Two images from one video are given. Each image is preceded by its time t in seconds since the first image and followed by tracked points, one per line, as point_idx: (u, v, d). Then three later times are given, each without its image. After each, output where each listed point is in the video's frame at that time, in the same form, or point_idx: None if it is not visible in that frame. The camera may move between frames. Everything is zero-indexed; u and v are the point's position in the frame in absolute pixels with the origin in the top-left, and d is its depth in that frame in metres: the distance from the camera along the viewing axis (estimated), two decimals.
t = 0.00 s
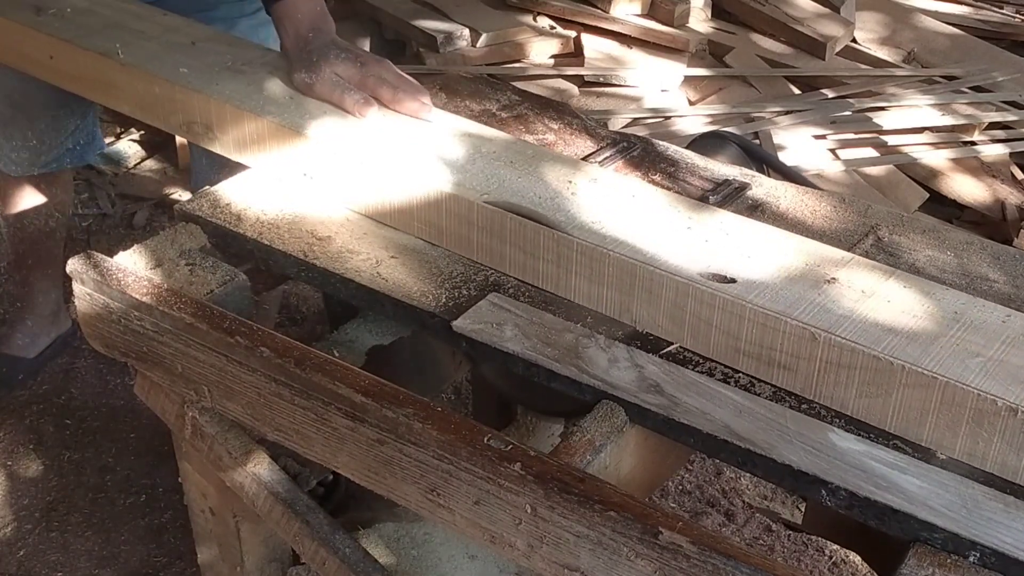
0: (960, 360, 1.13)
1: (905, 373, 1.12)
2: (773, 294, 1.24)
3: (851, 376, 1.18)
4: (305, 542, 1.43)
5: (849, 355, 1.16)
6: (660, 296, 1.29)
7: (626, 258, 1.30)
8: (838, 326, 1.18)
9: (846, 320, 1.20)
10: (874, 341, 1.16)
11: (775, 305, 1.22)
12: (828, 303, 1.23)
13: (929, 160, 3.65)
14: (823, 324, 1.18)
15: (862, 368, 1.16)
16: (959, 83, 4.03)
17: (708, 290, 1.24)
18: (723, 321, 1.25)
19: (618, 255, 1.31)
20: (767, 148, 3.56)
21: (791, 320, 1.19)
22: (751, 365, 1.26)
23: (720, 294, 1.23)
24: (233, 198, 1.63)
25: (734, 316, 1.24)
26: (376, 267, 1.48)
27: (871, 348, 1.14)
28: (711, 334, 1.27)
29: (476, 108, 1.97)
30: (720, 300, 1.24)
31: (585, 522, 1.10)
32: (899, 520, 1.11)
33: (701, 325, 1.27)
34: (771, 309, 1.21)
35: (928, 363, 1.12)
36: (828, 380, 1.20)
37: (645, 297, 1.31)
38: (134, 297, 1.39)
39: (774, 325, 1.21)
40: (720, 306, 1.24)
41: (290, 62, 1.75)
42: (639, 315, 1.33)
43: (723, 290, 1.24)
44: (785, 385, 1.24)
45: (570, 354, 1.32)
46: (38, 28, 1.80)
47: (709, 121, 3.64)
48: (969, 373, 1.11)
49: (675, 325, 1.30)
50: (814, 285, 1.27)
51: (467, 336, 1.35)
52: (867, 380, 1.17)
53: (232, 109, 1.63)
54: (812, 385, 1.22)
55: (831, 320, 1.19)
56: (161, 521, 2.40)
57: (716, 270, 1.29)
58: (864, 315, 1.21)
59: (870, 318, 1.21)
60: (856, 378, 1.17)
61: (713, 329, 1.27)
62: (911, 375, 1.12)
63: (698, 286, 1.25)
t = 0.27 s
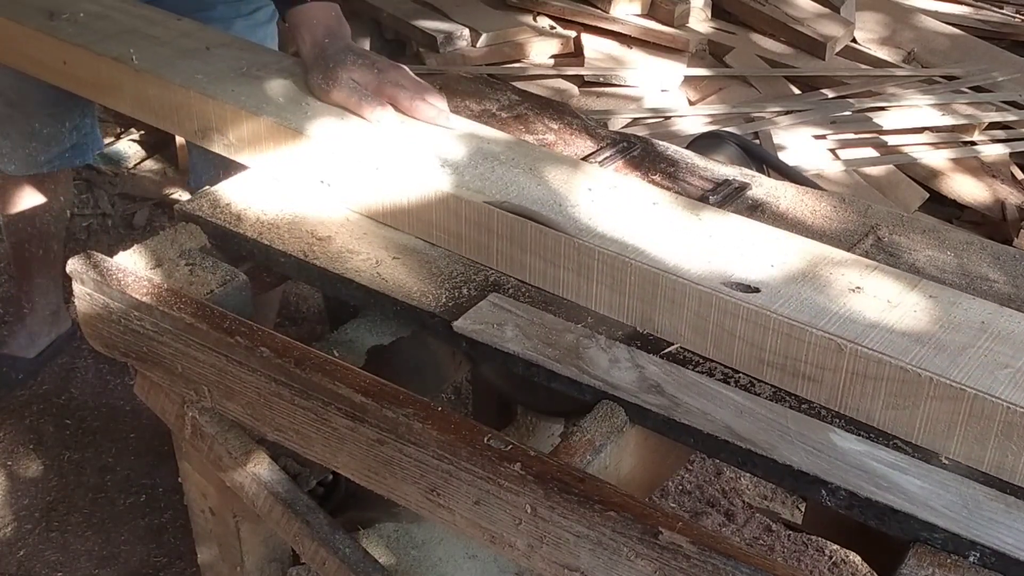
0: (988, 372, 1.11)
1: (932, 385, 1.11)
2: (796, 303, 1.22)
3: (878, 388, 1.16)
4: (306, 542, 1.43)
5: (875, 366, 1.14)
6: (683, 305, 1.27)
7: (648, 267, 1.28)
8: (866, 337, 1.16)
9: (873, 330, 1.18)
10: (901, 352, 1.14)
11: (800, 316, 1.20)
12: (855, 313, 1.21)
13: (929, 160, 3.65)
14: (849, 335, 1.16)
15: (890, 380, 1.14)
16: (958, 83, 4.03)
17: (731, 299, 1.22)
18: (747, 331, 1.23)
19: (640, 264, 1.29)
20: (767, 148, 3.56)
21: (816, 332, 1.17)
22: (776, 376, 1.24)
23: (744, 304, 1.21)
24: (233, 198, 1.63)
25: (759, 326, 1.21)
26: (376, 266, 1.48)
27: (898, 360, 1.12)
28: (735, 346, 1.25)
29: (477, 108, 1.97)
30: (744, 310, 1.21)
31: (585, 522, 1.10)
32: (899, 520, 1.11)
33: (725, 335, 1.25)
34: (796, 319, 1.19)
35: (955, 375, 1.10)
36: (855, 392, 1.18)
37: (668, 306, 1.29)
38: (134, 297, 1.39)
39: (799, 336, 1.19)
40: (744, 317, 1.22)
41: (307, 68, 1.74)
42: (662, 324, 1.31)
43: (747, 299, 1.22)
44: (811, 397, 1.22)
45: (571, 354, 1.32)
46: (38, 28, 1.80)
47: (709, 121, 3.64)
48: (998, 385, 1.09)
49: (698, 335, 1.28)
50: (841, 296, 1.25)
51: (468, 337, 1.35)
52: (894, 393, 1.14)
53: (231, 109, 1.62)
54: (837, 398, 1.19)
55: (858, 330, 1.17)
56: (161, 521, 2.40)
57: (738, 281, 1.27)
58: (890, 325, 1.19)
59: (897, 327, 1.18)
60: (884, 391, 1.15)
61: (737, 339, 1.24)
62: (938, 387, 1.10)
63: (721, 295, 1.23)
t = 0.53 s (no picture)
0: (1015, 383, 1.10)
1: (959, 396, 1.09)
2: (820, 312, 1.21)
3: (903, 398, 1.15)
4: (306, 542, 1.43)
5: (900, 376, 1.13)
6: (705, 314, 1.26)
7: (669, 275, 1.27)
8: (890, 346, 1.15)
9: (898, 339, 1.17)
10: (926, 362, 1.13)
11: (824, 325, 1.19)
12: (879, 322, 1.20)
13: (929, 160, 3.65)
14: (875, 345, 1.15)
15: (915, 390, 1.13)
16: (958, 83, 4.03)
17: (755, 308, 1.21)
18: (770, 340, 1.22)
19: (661, 272, 1.28)
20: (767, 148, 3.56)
21: (841, 341, 1.16)
22: (799, 386, 1.23)
23: (767, 313, 1.20)
24: (233, 198, 1.63)
25: (783, 335, 1.21)
26: (376, 266, 1.48)
27: (924, 370, 1.11)
28: (758, 355, 1.24)
29: (477, 108, 1.97)
30: (768, 318, 1.20)
31: (585, 522, 1.10)
32: (899, 520, 1.11)
33: (748, 344, 1.24)
34: (820, 329, 1.18)
35: (983, 385, 1.09)
36: (879, 402, 1.17)
37: (689, 314, 1.28)
38: (134, 298, 1.39)
39: (823, 345, 1.18)
40: (767, 325, 1.21)
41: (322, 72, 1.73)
42: (683, 332, 1.31)
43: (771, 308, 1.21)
44: (833, 406, 1.21)
45: (571, 354, 1.32)
46: (38, 28, 1.80)
47: (709, 121, 3.64)
48: None
49: (720, 344, 1.27)
50: (865, 304, 1.24)
51: (468, 337, 1.35)
52: (919, 403, 1.13)
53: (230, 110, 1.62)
54: (861, 407, 1.19)
55: (883, 339, 1.16)
56: (161, 521, 2.40)
57: (761, 289, 1.26)
58: (915, 334, 1.18)
59: (922, 337, 1.17)
60: (908, 401, 1.14)
61: (760, 348, 1.24)
62: (965, 398, 1.09)
63: (744, 304, 1.22)
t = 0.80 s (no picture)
0: None
1: (990, 408, 1.09)
2: (846, 321, 1.21)
3: (931, 411, 1.15)
4: (306, 542, 1.43)
5: (930, 388, 1.13)
6: (729, 323, 1.26)
7: (693, 284, 1.27)
8: (920, 357, 1.14)
9: (926, 349, 1.16)
10: (957, 373, 1.12)
11: (852, 335, 1.18)
12: (907, 331, 1.20)
13: (930, 160, 3.65)
14: (903, 356, 1.15)
15: (944, 402, 1.13)
16: (959, 83, 4.03)
17: (780, 318, 1.21)
18: (796, 350, 1.22)
19: (685, 281, 1.27)
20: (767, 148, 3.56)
21: (869, 352, 1.15)
22: (825, 397, 1.23)
23: (793, 323, 1.20)
24: (233, 198, 1.63)
25: (809, 346, 1.20)
26: (376, 266, 1.48)
27: (956, 382, 1.11)
28: (783, 364, 1.25)
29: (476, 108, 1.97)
30: (794, 328, 1.20)
31: (585, 522, 1.10)
32: (898, 520, 1.12)
33: (773, 354, 1.25)
34: (848, 339, 1.17)
35: (1014, 397, 1.08)
36: (907, 414, 1.17)
37: (713, 324, 1.28)
38: (134, 298, 1.39)
39: (850, 356, 1.17)
40: (794, 336, 1.21)
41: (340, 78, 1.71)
42: (707, 341, 1.31)
43: (798, 319, 1.20)
44: (861, 417, 1.21)
45: (571, 354, 1.32)
46: (38, 28, 1.81)
47: (709, 121, 3.64)
48: None
49: (745, 353, 1.28)
50: (894, 312, 1.23)
51: (469, 338, 1.35)
52: (949, 415, 1.13)
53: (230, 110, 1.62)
54: (889, 418, 1.19)
55: (910, 350, 1.16)
56: (161, 520, 2.40)
57: (787, 298, 1.25)
58: (943, 344, 1.17)
59: (950, 347, 1.17)
60: (937, 413, 1.14)
61: (785, 358, 1.24)
62: (996, 411, 1.09)
63: (770, 314, 1.21)
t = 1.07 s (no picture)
0: None
1: (1014, 419, 1.09)
2: (868, 330, 1.21)
3: (953, 421, 1.15)
4: (306, 543, 1.43)
5: (952, 398, 1.13)
6: (747, 332, 1.26)
7: (712, 292, 1.27)
8: (942, 367, 1.15)
9: (949, 359, 1.16)
10: (981, 382, 1.12)
11: (874, 344, 1.18)
12: (929, 340, 1.20)
13: (930, 160, 3.65)
14: (926, 365, 1.15)
15: (967, 411, 1.13)
16: (959, 83, 4.03)
17: (801, 327, 1.21)
18: (816, 359, 1.22)
19: (703, 288, 1.27)
20: (767, 148, 3.55)
21: (891, 360, 1.15)
22: (846, 406, 1.23)
23: (814, 332, 1.20)
24: (233, 198, 1.63)
25: (830, 355, 1.20)
26: (376, 266, 1.48)
27: (980, 392, 1.11)
28: (803, 373, 1.24)
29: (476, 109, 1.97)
30: (815, 337, 1.20)
31: (585, 522, 1.10)
32: (898, 520, 1.12)
33: (794, 363, 1.24)
34: (870, 348, 1.17)
35: None
36: (929, 424, 1.17)
37: (732, 332, 1.28)
38: (134, 297, 1.39)
39: (872, 364, 1.17)
40: (815, 345, 1.21)
41: (353, 82, 1.71)
42: (725, 350, 1.30)
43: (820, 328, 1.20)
44: (881, 428, 1.21)
45: (571, 355, 1.32)
46: (39, 29, 1.81)
47: (709, 121, 3.64)
48: None
49: (766, 362, 1.27)
50: (915, 321, 1.23)
51: (469, 339, 1.35)
52: (971, 425, 1.13)
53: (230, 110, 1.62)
54: (910, 428, 1.19)
55: (932, 359, 1.16)
56: (161, 520, 2.40)
57: (809, 307, 1.25)
58: (965, 353, 1.17)
59: (971, 356, 1.17)
60: (960, 423, 1.14)
61: (806, 367, 1.24)
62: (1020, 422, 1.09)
63: (791, 323, 1.21)
